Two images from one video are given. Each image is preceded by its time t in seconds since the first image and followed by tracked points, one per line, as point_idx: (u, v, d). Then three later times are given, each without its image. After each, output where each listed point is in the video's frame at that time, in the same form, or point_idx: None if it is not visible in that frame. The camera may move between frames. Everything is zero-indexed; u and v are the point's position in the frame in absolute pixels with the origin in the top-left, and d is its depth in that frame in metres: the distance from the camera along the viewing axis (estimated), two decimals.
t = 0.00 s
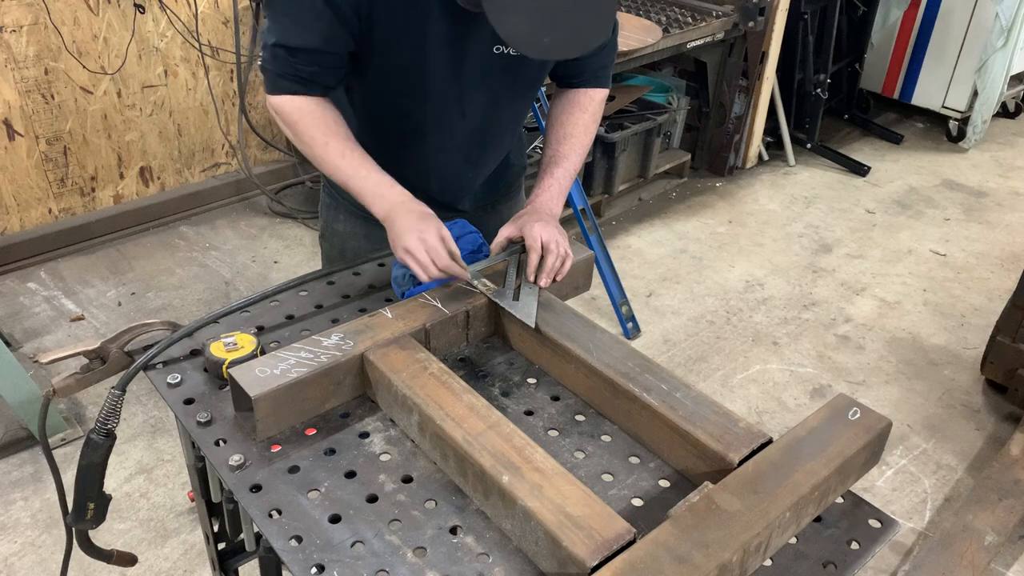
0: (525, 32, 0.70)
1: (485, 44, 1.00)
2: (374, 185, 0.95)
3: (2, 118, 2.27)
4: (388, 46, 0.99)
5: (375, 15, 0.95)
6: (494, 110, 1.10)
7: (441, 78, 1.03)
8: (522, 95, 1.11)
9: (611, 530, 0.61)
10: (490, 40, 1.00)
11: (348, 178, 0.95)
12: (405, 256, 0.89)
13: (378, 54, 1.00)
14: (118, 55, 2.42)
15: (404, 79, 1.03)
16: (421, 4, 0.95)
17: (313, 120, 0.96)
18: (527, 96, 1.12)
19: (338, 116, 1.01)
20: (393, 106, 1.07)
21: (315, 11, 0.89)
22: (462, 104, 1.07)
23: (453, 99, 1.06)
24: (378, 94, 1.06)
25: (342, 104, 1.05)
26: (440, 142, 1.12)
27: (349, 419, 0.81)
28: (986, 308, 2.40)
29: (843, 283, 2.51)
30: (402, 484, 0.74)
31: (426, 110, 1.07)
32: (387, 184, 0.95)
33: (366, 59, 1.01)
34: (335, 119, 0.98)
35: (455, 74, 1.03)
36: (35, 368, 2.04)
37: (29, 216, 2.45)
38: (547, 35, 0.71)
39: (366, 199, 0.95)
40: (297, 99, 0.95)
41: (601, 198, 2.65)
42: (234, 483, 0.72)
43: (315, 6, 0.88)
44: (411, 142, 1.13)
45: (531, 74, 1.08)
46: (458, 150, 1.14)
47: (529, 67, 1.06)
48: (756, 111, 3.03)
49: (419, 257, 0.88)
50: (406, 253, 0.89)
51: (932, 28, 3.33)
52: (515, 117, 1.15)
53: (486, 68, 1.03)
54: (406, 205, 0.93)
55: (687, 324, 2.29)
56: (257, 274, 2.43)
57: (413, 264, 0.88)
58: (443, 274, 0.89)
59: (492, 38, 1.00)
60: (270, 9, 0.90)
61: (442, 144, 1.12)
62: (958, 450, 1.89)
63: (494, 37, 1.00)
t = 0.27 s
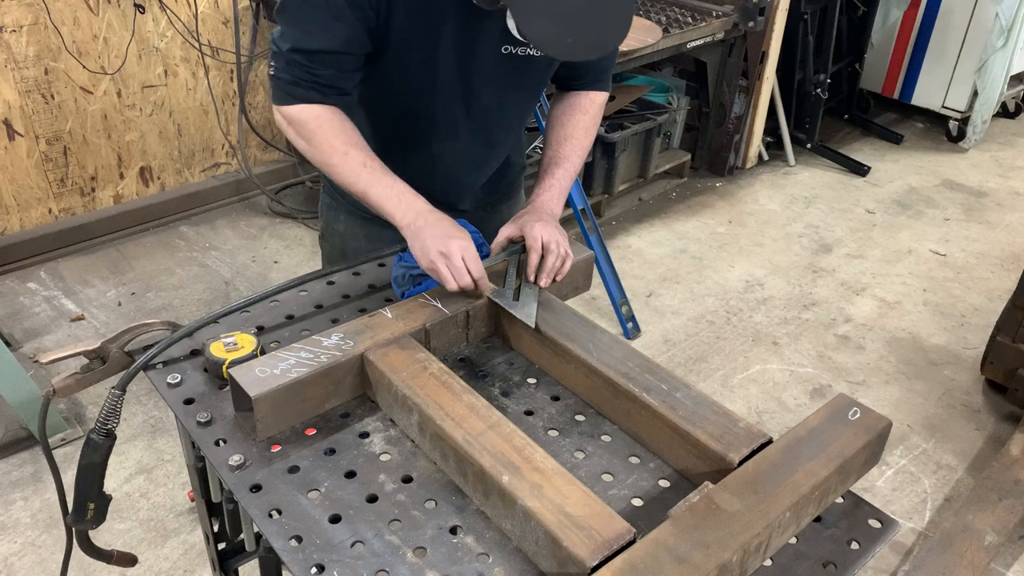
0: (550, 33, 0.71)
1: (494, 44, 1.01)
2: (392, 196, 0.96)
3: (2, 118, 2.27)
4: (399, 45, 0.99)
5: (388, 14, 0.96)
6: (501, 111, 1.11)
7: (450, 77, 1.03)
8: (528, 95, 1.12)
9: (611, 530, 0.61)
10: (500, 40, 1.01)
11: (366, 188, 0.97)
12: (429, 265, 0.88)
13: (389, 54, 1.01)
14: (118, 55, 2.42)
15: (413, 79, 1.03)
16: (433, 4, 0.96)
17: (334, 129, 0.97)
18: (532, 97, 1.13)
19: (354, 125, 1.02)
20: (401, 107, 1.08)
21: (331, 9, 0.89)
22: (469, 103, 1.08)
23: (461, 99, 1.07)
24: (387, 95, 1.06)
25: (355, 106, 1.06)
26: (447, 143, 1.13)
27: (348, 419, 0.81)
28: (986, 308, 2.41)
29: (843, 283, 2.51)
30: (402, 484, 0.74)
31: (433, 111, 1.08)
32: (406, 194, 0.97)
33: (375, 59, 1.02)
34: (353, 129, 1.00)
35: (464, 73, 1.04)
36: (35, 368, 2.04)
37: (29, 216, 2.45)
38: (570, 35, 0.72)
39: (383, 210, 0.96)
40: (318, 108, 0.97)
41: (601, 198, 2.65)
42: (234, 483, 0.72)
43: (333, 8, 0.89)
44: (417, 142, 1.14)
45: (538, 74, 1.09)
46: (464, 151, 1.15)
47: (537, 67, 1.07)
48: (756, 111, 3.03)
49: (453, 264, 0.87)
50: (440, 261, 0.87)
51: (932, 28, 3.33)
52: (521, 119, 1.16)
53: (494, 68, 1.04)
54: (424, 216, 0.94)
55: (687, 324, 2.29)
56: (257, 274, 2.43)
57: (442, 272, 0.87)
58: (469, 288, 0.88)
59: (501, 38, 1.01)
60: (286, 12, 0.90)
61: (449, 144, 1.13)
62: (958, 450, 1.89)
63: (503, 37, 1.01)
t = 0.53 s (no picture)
0: (566, 35, 0.71)
1: (503, 46, 1.02)
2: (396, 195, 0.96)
3: (2, 118, 2.27)
4: (407, 45, 0.99)
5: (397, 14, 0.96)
6: (505, 110, 1.12)
7: (456, 77, 1.04)
8: (533, 95, 1.13)
9: (611, 530, 0.61)
10: (508, 42, 1.02)
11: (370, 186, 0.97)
12: (436, 262, 0.88)
13: (395, 53, 1.00)
14: (118, 55, 2.42)
15: (420, 80, 1.03)
16: (442, 6, 0.96)
17: (339, 127, 0.97)
18: (536, 97, 1.14)
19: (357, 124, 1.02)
20: (404, 106, 1.08)
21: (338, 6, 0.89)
22: (475, 103, 1.09)
23: (467, 99, 1.07)
24: (391, 95, 1.06)
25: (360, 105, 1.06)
26: (451, 143, 1.14)
27: (348, 419, 0.81)
28: (986, 308, 2.41)
29: (843, 283, 2.51)
30: (402, 484, 0.74)
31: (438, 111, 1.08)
32: (410, 192, 0.97)
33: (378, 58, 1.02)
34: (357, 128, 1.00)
35: (471, 74, 1.04)
36: (35, 368, 2.04)
37: (29, 216, 2.45)
38: (586, 37, 0.72)
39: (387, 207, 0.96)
40: (324, 106, 0.96)
41: (601, 198, 2.65)
42: (234, 483, 0.72)
43: (341, 4, 0.89)
44: (421, 142, 1.14)
45: (544, 73, 1.10)
46: (466, 151, 1.16)
47: (543, 67, 1.08)
48: (756, 111, 3.03)
49: (463, 262, 0.86)
50: (450, 259, 0.87)
51: (932, 28, 3.33)
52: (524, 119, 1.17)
53: (501, 69, 1.05)
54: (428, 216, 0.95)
55: (687, 324, 2.29)
56: (257, 274, 2.43)
57: (451, 270, 0.86)
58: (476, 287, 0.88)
59: (510, 40, 1.02)
60: (292, 7, 0.90)
61: (453, 143, 1.13)
62: (958, 450, 1.89)
63: (512, 39, 1.02)
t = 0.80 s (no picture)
0: (567, 34, 0.72)
1: (505, 47, 1.02)
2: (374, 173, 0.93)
3: (2, 118, 2.27)
4: (407, 43, 0.99)
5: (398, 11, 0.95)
6: (504, 108, 1.12)
7: (457, 75, 1.04)
8: (533, 92, 1.13)
9: (612, 530, 0.61)
10: (511, 43, 1.02)
11: (349, 164, 0.93)
12: (411, 240, 0.89)
13: (394, 51, 1.00)
14: (118, 55, 2.42)
15: (420, 80, 1.03)
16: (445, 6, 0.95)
17: (317, 103, 0.93)
18: (535, 94, 1.14)
19: (339, 102, 0.99)
20: (405, 106, 1.08)
21: None
22: (476, 103, 1.09)
23: (468, 97, 1.07)
24: (390, 92, 1.06)
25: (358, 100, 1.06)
26: (454, 142, 1.14)
27: (348, 419, 0.82)
28: (986, 308, 2.41)
29: (843, 283, 2.51)
30: (402, 484, 0.74)
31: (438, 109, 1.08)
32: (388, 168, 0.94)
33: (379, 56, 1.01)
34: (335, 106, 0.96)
35: (473, 73, 1.04)
36: (35, 368, 2.04)
37: (29, 216, 2.45)
38: (587, 36, 0.73)
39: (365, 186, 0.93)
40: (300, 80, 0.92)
41: (601, 198, 2.65)
42: (234, 483, 0.72)
43: None
44: (419, 140, 1.14)
45: (545, 72, 1.10)
46: (468, 149, 1.16)
47: (545, 67, 1.09)
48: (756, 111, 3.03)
49: (436, 246, 0.88)
50: (423, 244, 0.89)
51: (932, 28, 3.33)
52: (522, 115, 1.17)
53: (503, 68, 1.05)
54: (408, 195, 0.92)
55: (687, 325, 2.29)
56: (257, 274, 2.43)
57: (425, 254, 0.89)
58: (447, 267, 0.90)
59: (513, 40, 1.02)
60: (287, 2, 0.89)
61: (452, 141, 1.14)
62: (958, 450, 1.89)
63: (515, 39, 1.02)
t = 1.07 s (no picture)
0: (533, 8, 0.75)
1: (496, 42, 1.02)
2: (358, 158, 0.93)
3: (2, 118, 2.27)
4: (398, 39, 0.99)
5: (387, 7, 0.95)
6: (497, 106, 1.12)
7: (447, 73, 1.03)
8: (527, 90, 1.13)
9: (612, 530, 0.61)
10: (503, 40, 1.02)
11: (331, 149, 0.94)
12: (383, 240, 0.89)
13: (384, 47, 1.00)
14: (118, 55, 2.42)
15: (411, 77, 1.03)
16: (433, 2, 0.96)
17: (301, 87, 0.94)
18: (528, 92, 1.13)
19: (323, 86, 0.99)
20: (397, 104, 1.07)
21: None
22: (469, 101, 1.09)
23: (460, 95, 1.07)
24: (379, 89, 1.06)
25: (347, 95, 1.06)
26: (450, 140, 1.14)
27: (348, 419, 0.82)
28: (986, 308, 2.41)
29: (843, 283, 2.51)
30: (402, 484, 0.74)
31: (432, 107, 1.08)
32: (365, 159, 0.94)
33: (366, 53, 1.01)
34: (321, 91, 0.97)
35: (464, 71, 1.04)
36: (35, 368, 2.04)
37: (29, 216, 2.45)
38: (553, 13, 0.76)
39: (347, 173, 0.93)
40: (284, 63, 0.93)
41: (601, 198, 2.65)
42: (234, 483, 0.72)
43: None
44: (411, 139, 1.14)
45: (538, 70, 1.10)
46: (464, 146, 1.16)
47: (537, 64, 1.08)
48: (756, 111, 3.03)
49: (404, 250, 0.90)
50: (393, 248, 0.90)
51: (932, 28, 3.33)
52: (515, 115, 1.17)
53: (494, 65, 1.05)
54: (389, 185, 0.92)
55: (687, 324, 2.29)
56: (257, 274, 2.43)
57: (393, 254, 0.90)
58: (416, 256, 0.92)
59: (504, 38, 1.02)
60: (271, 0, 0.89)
61: (444, 138, 1.13)
62: (958, 450, 1.89)
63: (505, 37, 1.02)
